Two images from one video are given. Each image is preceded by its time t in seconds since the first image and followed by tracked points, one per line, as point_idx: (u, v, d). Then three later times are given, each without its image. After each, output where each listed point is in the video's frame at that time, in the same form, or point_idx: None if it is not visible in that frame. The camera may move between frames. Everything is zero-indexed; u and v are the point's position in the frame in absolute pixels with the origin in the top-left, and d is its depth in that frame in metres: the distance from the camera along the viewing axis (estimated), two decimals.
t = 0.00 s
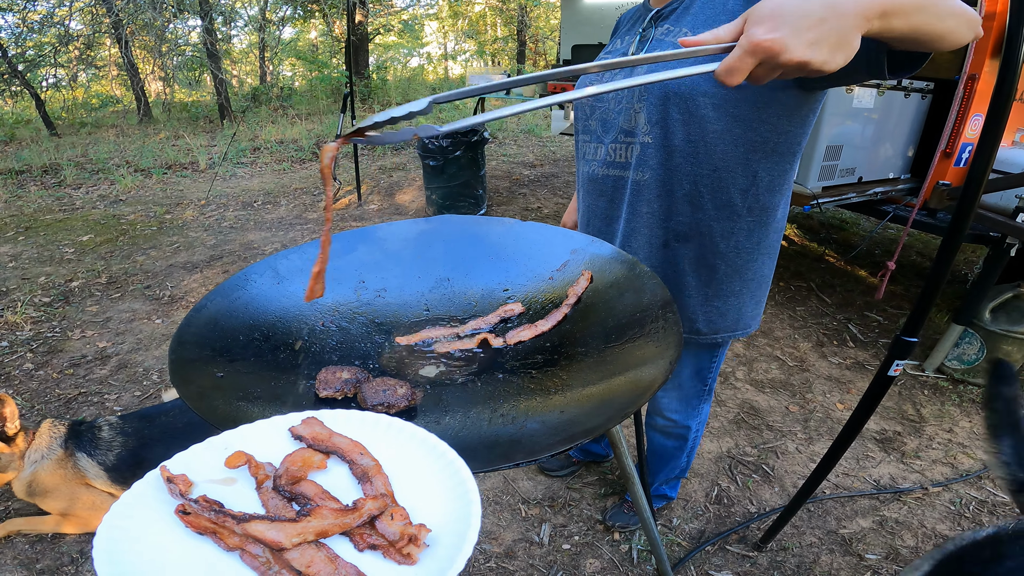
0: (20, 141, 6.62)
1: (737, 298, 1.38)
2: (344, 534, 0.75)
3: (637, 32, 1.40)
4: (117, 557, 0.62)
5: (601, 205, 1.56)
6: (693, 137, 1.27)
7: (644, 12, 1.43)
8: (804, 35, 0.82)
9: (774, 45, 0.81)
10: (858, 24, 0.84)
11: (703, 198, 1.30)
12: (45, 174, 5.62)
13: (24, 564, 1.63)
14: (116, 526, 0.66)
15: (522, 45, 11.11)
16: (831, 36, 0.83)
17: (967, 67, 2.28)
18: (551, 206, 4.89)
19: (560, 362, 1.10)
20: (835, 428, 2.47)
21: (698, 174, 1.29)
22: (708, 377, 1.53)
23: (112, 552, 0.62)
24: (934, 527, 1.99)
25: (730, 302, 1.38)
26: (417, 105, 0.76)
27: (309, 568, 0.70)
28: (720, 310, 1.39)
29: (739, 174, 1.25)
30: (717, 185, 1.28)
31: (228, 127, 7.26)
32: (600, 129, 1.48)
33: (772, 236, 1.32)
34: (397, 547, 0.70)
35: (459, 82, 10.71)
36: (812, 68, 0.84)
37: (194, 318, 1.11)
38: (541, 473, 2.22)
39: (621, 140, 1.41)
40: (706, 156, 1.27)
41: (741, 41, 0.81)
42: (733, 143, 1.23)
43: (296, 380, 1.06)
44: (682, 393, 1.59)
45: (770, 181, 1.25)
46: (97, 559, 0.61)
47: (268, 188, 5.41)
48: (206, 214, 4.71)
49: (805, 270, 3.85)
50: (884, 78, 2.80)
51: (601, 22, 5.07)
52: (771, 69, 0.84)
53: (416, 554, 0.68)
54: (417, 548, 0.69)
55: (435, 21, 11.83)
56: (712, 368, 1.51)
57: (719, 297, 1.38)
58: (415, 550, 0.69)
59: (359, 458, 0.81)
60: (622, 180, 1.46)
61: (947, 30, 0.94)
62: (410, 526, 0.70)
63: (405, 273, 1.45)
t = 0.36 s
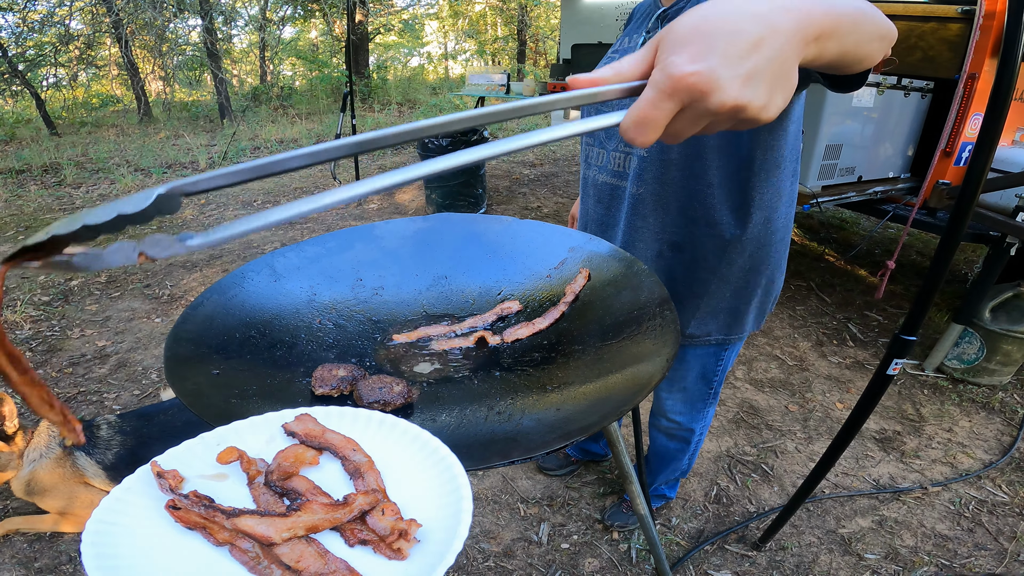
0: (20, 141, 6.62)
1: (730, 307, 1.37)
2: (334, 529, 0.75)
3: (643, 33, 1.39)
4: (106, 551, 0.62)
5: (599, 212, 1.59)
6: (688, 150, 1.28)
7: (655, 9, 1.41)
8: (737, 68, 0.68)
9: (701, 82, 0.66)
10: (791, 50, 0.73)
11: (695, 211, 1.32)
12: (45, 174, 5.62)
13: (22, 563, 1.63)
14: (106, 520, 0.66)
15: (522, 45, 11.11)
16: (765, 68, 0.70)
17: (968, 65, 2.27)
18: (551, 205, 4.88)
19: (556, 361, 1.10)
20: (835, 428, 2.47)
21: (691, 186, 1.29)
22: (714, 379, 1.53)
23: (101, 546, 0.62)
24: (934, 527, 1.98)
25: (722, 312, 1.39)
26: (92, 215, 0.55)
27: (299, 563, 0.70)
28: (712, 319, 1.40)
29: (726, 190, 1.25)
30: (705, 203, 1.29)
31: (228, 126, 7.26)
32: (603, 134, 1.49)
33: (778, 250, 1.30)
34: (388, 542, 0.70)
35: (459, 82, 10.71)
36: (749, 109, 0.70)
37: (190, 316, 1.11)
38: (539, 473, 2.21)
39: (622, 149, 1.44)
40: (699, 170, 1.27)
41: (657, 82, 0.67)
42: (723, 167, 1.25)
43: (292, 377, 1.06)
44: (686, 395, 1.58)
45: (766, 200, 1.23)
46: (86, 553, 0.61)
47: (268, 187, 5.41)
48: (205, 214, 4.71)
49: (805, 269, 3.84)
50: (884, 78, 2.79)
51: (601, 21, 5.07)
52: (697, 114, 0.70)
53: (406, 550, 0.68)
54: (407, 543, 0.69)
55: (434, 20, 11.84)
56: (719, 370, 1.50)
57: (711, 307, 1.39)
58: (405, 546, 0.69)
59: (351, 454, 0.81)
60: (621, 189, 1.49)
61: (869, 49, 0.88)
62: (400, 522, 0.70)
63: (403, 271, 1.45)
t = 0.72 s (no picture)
0: (20, 141, 6.62)
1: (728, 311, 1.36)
2: (340, 527, 0.75)
3: (650, 33, 1.38)
4: (114, 552, 0.63)
5: (602, 213, 1.58)
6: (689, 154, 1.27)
7: (664, 8, 1.40)
8: (804, 180, 0.53)
9: (767, 207, 0.51)
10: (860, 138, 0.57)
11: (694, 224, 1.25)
12: (45, 173, 5.62)
13: (24, 562, 1.64)
14: (114, 520, 0.66)
15: (523, 44, 11.10)
16: (835, 171, 0.55)
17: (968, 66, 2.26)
18: (552, 205, 4.88)
19: (560, 360, 1.10)
20: (835, 428, 2.47)
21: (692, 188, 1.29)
22: (714, 383, 1.52)
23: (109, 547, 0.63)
24: (935, 527, 1.99)
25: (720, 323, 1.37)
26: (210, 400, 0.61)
27: (304, 561, 0.69)
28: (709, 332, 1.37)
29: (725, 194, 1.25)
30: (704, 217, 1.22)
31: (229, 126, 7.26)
32: (608, 135, 1.49)
33: (771, 257, 1.31)
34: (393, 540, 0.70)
35: (460, 81, 10.71)
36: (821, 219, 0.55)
37: (194, 316, 1.11)
38: (541, 472, 2.22)
39: (625, 151, 1.44)
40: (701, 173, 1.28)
41: (716, 205, 0.53)
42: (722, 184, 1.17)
43: (295, 376, 1.06)
44: (687, 398, 1.58)
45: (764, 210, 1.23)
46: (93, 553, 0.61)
47: (268, 187, 5.42)
48: (206, 213, 4.71)
49: (806, 269, 3.85)
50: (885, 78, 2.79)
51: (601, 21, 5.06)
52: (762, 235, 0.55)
53: (411, 549, 0.68)
54: (413, 541, 0.69)
55: (435, 19, 11.83)
56: (718, 375, 1.50)
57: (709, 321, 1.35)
58: (410, 544, 0.69)
59: (356, 453, 0.81)
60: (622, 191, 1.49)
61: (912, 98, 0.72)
62: (406, 520, 0.70)
63: (406, 271, 1.45)
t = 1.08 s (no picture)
0: (20, 140, 6.62)
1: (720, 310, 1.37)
2: (338, 526, 0.74)
3: (652, 32, 1.39)
4: (110, 550, 0.62)
5: (601, 211, 1.57)
6: (692, 152, 1.28)
7: (664, 8, 1.41)
8: (866, 173, 0.62)
9: (832, 198, 0.61)
10: (917, 139, 0.64)
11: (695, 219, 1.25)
12: (45, 172, 5.63)
13: (23, 562, 1.64)
14: (109, 518, 0.66)
15: (523, 44, 11.11)
16: (889, 167, 0.62)
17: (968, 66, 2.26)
18: (552, 205, 4.89)
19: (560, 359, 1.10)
20: (835, 428, 2.47)
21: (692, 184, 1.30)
22: (711, 382, 1.53)
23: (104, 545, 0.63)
24: (934, 527, 1.99)
25: (716, 320, 1.38)
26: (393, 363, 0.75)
27: (303, 559, 0.69)
28: (704, 328, 1.38)
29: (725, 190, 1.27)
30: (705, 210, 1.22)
31: (229, 125, 7.27)
32: (607, 132, 1.48)
33: (767, 254, 1.32)
34: (392, 538, 0.70)
35: (460, 81, 10.71)
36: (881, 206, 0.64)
37: (193, 315, 1.11)
38: (540, 472, 2.22)
39: (625, 148, 1.43)
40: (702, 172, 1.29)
41: (787, 199, 0.63)
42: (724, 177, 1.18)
43: (294, 375, 1.06)
44: (685, 397, 1.59)
45: (762, 207, 1.24)
46: (89, 551, 0.61)
47: (268, 186, 5.42)
48: (206, 213, 4.71)
49: (805, 269, 3.85)
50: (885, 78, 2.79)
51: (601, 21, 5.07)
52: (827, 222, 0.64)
53: (410, 546, 0.68)
54: (410, 539, 0.69)
55: (435, 19, 11.83)
56: (716, 374, 1.50)
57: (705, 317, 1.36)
58: (409, 542, 0.69)
59: (354, 451, 0.81)
60: (620, 188, 1.49)
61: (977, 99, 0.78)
62: (404, 518, 0.70)
63: (405, 270, 1.45)
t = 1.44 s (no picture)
0: (21, 139, 6.63)
1: (717, 305, 1.38)
2: (341, 526, 0.75)
3: (647, 31, 1.40)
4: (116, 550, 0.63)
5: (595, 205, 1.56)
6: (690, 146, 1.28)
7: (658, 9, 1.42)
8: (739, 81, 0.87)
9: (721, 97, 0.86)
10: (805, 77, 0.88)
11: (694, 211, 1.26)
12: (46, 171, 5.63)
13: (24, 561, 1.64)
14: (115, 518, 0.67)
15: (524, 44, 11.11)
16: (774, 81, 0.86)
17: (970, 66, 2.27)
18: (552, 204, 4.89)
19: (561, 359, 1.10)
20: (834, 428, 2.48)
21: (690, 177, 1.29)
22: (705, 378, 1.54)
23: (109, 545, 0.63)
24: (933, 527, 1.99)
25: (711, 314, 1.38)
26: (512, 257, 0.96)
27: (306, 559, 0.69)
28: (700, 323, 1.38)
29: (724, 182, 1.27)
30: (704, 202, 1.23)
31: (229, 124, 7.27)
32: (602, 128, 1.48)
33: (762, 249, 1.34)
34: (395, 538, 0.71)
35: (461, 81, 10.72)
36: (755, 97, 0.84)
37: (195, 316, 1.11)
38: (541, 471, 2.22)
39: (621, 142, 1.43)
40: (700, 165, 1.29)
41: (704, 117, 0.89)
42: (727, 169, 1.19)
43: (297, 375, 1.06)
44: (679, 393, 1.60)
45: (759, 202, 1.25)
46: (96, 550, 0.62)
47: (268, 186, 5.42)
48: (206, 212, 4.71)
49: (805, 269, 3.86)
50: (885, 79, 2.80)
51: (602, 21, 5.07)
52: (717, 117, 0.86)
53: (414, 545, 0.69)
54: (414, 540, 0.69)
55: (435, 19, 11.82)
56: (710, 370, 1.51)
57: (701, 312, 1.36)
58: (412, 542, 0.69)
59: (359, 452, 0.81)
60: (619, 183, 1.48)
61: (937, 106, 0.88)
62: (407, 518, 0.71)
63: (406, 269, 1.46)
